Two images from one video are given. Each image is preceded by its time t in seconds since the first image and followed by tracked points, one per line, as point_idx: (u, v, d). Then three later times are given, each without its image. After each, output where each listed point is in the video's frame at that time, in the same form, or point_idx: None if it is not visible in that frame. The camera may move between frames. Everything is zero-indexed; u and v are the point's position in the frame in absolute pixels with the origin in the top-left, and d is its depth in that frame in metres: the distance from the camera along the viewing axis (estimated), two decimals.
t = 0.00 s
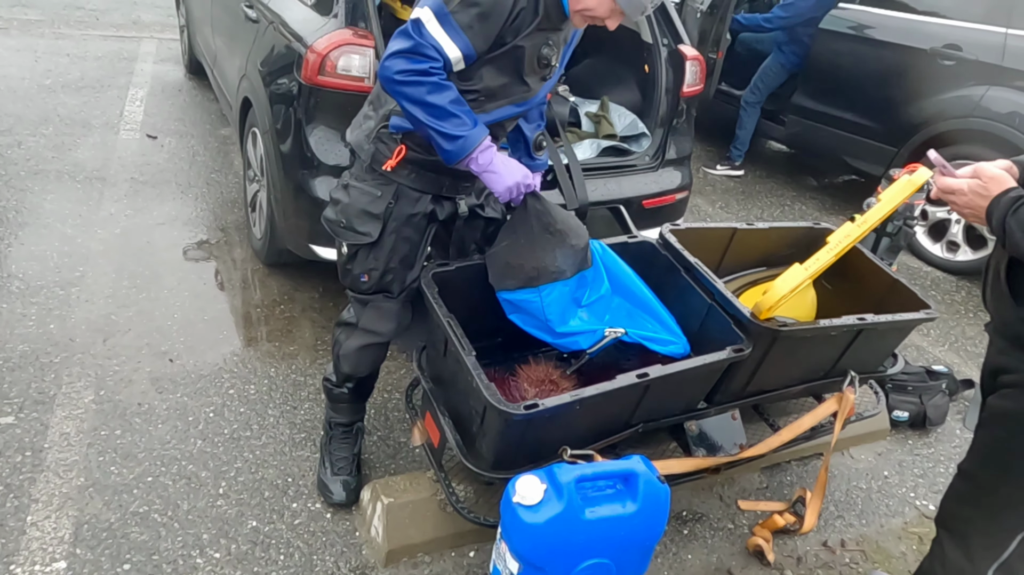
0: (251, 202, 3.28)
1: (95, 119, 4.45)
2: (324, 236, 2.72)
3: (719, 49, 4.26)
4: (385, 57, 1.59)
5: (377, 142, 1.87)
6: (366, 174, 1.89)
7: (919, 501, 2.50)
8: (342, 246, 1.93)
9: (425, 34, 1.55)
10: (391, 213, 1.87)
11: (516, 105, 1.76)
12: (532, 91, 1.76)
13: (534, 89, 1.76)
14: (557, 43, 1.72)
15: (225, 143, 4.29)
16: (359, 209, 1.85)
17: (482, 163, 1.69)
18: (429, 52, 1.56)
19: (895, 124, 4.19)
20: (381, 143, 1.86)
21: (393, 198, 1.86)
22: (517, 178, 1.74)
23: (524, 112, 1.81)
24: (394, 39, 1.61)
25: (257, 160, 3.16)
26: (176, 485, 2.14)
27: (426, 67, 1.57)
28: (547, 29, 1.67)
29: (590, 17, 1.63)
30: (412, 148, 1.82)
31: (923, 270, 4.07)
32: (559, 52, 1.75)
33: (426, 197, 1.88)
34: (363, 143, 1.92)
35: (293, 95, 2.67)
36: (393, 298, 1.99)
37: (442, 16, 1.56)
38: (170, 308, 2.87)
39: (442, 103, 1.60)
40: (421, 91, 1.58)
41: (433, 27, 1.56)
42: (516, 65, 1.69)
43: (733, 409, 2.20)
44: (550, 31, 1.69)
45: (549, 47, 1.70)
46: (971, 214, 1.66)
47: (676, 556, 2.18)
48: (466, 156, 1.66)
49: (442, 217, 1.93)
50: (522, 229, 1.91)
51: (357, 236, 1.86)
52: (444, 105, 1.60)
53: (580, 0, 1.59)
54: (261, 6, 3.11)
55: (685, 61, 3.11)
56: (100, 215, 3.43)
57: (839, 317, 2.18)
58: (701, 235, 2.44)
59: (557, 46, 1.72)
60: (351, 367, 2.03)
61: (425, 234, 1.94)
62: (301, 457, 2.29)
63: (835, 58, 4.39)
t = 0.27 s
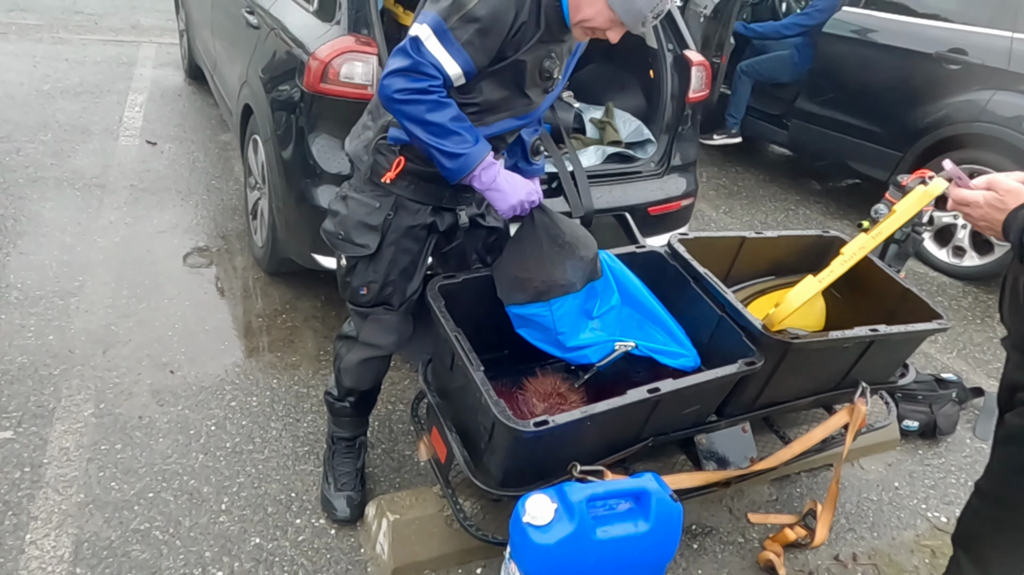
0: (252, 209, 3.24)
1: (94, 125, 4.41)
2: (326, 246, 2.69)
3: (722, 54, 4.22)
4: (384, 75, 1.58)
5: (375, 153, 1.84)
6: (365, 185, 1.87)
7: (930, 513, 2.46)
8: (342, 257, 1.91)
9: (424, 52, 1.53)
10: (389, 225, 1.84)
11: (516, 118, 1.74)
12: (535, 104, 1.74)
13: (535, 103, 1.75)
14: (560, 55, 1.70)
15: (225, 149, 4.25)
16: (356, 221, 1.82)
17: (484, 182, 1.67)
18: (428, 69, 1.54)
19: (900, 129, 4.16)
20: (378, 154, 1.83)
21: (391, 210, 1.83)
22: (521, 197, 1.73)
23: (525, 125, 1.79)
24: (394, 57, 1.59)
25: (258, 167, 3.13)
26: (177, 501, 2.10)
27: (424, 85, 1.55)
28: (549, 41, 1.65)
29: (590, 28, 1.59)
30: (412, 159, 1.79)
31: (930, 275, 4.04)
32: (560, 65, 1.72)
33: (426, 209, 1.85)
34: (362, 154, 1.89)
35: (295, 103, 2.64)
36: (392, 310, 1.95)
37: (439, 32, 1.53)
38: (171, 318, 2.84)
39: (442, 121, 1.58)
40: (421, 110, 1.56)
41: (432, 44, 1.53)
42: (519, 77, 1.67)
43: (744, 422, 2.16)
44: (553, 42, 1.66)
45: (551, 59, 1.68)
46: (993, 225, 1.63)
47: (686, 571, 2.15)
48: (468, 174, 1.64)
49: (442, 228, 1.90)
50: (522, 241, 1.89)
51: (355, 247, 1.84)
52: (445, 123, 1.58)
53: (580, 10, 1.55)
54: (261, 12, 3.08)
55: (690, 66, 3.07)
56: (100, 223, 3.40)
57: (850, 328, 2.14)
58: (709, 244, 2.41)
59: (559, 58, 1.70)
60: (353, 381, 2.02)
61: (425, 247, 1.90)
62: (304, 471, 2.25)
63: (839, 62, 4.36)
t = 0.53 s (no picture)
0: (249, 215, 3.21)
1: (90, 130, 4.38)
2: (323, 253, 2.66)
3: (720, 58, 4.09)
4: (392, 100, 1.53)
5: (370, 163, 1.80)
6: (360, 193, 1.84)
7: (936, 523, 2.43)
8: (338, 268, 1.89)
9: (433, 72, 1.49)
10: (385, 233, 1.82)
11: (515, 127, 1.71)
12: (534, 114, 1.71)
13: (534, 112, 1.71)
14: (558, 63, 1.66)
15: (222, 153, 4.22)
16: (352, 230, 1.80)
17: (499, 205, 1.67)
18: (439, 90, 1.51)
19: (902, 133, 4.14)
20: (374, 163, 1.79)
21: (387, 219, 1.81)
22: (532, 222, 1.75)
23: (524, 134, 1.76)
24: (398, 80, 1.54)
25: (255, 173, 3.09)
26: (171, 513, 2.07)
27: (436, 106, 1.52)
28: (547, 51, 1.62)
29: (588, 38, 1.57)
30: (408, 168, 1.76)
31: (932, 280, 4.01)
32: (559, 72, 1.68)
33: (423, 218, 1.83)
34: (356, 163, 1.84)
35: (291, 109, 2.61)
36: (390, 320, 1.93)
37: (447, 51, 1.50)
38: (166, 326, 2.80)
39: (455, 142, 1.55)
40: (436, 133, 1.53)
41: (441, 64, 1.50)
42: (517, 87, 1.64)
43: (747, 432, 2.13)
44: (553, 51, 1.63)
45: (550, 68, 1.64)
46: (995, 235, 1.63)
47: None
48: (484, 195, 1.62)
49: (439, 237, 1.87)
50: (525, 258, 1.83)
51: (350, 257, 1.81)
52: (459, 144, 1.55)
53: (575, 21, 1.53)
54: (257, 16, 3.05)
55: (691, 70, 3.05)
56: (95, 229, 3.36)
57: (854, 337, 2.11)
58: (711, 251, 2.37)
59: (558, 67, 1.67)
60: (350, 393, 1.99)
61: (421, 256, 1.88)
62: (301, 483, 2.22)
63: (840, 66, 4.33)
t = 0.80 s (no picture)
0: (241, 219, 3.17)
1: (82, 133, 4.34)
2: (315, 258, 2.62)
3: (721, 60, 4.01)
4: (417, 126, 1.45)
5: (364, 169, 1.73)
6: (354, 201, 1.80)
7: (938, 532, 2.39)
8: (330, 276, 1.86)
9: (461, 92, 1.43)
10: (380, 241, 1.78)
11: (513, 136, 1.71)
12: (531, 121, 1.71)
13: (531, 121, 1.72)
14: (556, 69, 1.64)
15: (216, 156, 4.18)
16: (346, 238, 1.77)
17: (530, 230, 1.62)
18: (467, 110, 1.45)
19: (901, 135, 4.10)
20: (368, 169, 1.73)
21: (382, 227, 1.77)
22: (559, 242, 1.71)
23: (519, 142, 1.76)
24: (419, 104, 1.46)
25: (247, 176, 3.05)
26: (158, 525, 2.02)
27: (467, 128, 1.46)
28: (548, 59, 1.59)
29: (590, 47, 1.54)
30: (405, 176, 1.72)
31: (933, 283, 3.97)
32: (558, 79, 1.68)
33: (418, 225, 1.80)
34: (350, 169, 1.78)
35: (282, 112, 2.57)
36: (383, 329, 1.90)
37: (469, 68, 1.43)
38: (156, 333, 2.76)
39: (487, 164, 1.51)
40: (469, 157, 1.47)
41: (468, 84, 1.43)
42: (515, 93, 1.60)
43: (745, 441, 2.09)
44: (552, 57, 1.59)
45: (549, 77, 1.64)
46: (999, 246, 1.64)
47: None
48: (515, 218, 1.58)
49: (434, 243, 1.85)
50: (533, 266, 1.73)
51: (344, 266, 1.78)
52: (491, 166, 1.51)
53: (578, 29, 1.50)
54: (249, 18, 3.00)
55: (689, 72, 3.00)
56: (86, 234, 3.32)
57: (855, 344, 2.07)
58: (709, 257, 2.34)
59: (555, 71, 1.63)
60: (342, 402, 1.95)
61: (416, 263, 1.85)
62: (291, 493, 2.18)
63: (840, 67, 4.29)
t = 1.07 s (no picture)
0: (227, 222, 3.10)
1: (68, 133, 4.27)
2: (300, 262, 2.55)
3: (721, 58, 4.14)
4: (440, 154, 1.35)
5: (351, 177, 1.68)
6: (338, 209, 1.76)
7: (940, 542, 2.32)
8: (314, 287, 1.81)
9: (483, 115, 1.36)
10: (367, 249, 1.73)
11: (505, 143, 1.66)
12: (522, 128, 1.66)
13: (524, 127, 1.67)
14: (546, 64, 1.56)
15: (204, 157, 4.11)
16: (331, 247, 1.72)
17: (552, 256, 1.58)
18: (489, 134, 1.38)
19: (900, 134, 4.04)
20: (355, 177, 1.68)
21: (369, 235, 1.72)
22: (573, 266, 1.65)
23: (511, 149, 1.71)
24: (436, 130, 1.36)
25: (232, 178, 2.98)
26: (134, 541, 1.96)
27: (491, 151, 1.39)
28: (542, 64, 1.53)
29: (586, 52, 1.49)
30: (392, 184, 1.66)
31: (933, 284, 3.91)
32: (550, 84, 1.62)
33: (406, 233, 1.75)
34: (335, 177, 1.74)
35: (265, 113, 2.50)
36: (370, 341, 1.86)
37: (485, 86, 1.36)
38: (138, 339, 2.69)
39: (510, 188, 1.44)
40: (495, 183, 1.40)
41: (488, 105, 1.37)
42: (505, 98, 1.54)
43: (742, 451, 2.02)
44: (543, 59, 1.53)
45: (541, 82, 1.58)
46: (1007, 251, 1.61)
47: None
48: (540, 243, 1.52)
49: (422, 250, 1.80)
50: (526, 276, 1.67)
51: (329, 275, 1.73)
52: (515, 193, 1.45)
53: (574, 34, 1.45)
54: (234, 16, 2.93)
55: (683, 70, 2.92)
56: (69, 237, 3.25)
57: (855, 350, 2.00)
58: (705, 261, 2.28)
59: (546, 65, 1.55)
60: (326, 415, 1.90)
61: (404, 272, 1.80)
62: (274, 506, 2.11)
63: (838, 66, 4.22)
